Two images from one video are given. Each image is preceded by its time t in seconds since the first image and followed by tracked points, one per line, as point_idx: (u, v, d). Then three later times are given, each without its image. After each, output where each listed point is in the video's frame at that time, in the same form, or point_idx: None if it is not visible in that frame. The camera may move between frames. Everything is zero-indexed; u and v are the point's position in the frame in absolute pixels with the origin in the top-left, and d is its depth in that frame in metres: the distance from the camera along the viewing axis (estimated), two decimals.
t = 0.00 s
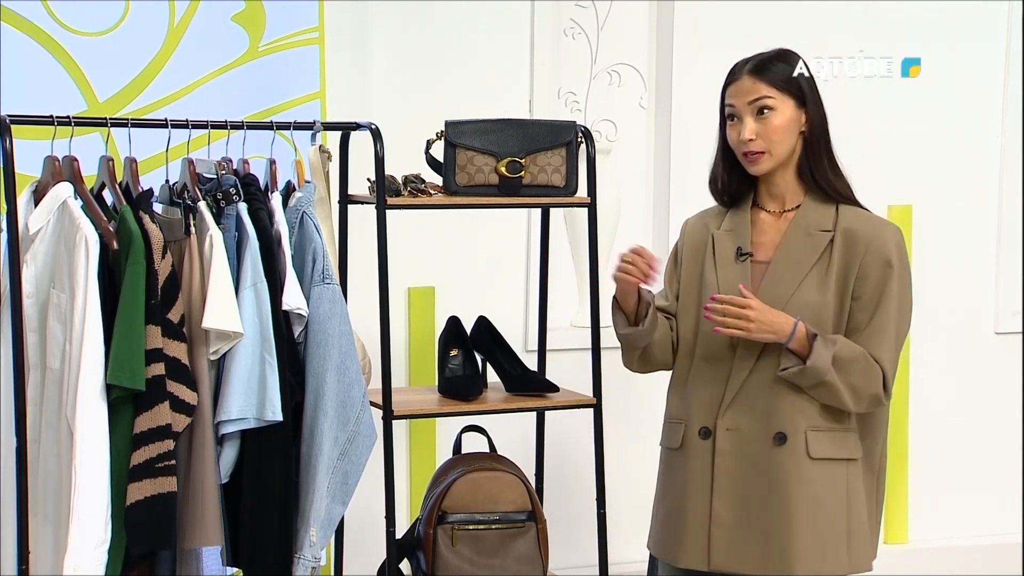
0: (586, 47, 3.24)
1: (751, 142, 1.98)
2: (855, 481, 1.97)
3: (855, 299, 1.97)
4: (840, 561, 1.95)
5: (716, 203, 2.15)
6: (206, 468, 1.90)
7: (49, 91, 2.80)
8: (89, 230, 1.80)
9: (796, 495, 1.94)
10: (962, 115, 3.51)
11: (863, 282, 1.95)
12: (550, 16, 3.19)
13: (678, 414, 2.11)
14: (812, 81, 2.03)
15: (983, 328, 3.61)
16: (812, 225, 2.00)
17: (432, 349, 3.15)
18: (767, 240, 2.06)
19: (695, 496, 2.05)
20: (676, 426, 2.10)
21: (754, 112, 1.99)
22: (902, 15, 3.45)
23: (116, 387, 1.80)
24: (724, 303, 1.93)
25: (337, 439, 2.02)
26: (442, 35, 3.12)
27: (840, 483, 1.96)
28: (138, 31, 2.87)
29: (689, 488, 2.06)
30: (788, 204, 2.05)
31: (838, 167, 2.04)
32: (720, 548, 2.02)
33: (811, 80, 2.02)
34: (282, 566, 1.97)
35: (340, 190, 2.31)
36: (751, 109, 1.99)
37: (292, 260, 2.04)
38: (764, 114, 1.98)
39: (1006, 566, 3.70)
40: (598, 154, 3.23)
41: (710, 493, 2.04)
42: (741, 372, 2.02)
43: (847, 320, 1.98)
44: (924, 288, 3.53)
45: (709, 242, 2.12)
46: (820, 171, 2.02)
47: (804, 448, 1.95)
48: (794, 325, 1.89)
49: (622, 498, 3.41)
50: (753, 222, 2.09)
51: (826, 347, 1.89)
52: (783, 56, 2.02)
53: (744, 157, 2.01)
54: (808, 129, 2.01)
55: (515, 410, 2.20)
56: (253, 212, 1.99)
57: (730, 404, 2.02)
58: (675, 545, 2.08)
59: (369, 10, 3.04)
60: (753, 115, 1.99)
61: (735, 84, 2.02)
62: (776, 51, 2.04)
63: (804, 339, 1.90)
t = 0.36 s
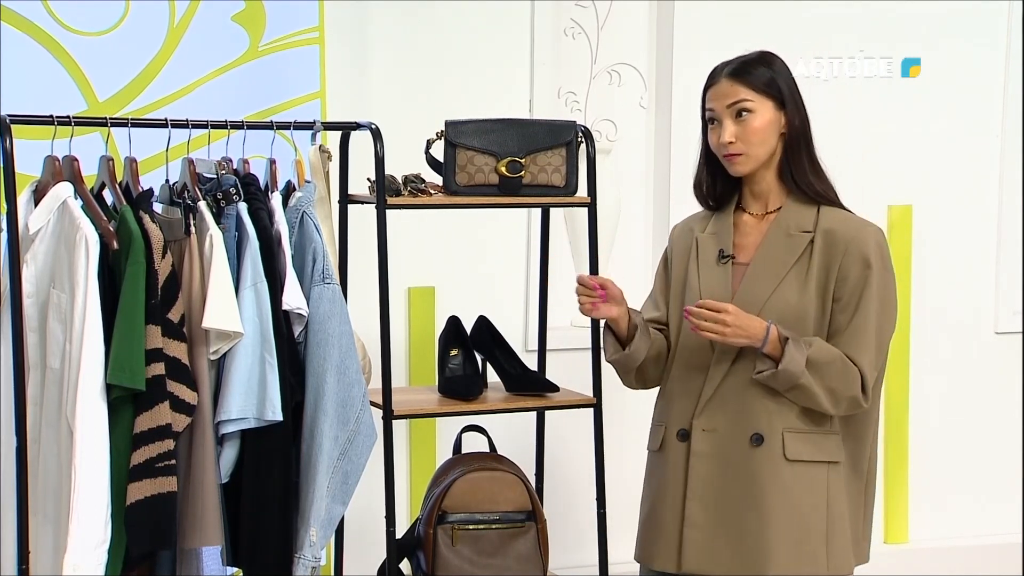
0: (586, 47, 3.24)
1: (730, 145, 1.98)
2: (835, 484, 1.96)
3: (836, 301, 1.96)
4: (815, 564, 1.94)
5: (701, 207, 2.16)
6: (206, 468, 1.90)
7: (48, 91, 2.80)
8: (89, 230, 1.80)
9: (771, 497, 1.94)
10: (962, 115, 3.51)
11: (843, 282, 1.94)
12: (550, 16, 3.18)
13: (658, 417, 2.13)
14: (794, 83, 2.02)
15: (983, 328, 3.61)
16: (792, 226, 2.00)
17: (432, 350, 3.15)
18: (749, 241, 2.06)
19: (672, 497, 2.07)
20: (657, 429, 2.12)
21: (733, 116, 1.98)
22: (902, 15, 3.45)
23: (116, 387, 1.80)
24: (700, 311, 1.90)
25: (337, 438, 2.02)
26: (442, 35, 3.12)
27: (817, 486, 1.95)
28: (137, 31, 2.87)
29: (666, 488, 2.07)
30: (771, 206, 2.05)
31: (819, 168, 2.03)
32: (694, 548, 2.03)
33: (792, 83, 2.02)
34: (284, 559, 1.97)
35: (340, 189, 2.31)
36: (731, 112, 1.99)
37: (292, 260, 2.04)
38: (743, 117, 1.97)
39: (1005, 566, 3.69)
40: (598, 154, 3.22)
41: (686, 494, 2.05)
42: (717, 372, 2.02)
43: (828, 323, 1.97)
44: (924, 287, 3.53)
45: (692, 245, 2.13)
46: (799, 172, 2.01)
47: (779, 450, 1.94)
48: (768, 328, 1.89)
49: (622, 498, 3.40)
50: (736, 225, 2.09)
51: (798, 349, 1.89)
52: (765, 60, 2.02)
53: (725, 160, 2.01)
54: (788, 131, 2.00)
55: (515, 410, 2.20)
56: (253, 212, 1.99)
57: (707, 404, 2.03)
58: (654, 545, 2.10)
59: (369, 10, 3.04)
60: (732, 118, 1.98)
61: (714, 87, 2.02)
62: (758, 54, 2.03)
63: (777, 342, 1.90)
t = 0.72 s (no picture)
0: (586, 47, 3.23)
1: (718, 142, 1.99)
2: (822, 484, 1.97)
3: (826, 300, 1.96)
4: (801, 563, 1.96)
5: (690, 204, 2.16)
6: (206, 468, 1.90)
7: (49, 91, 2.80)
8: (89, 231, 1.80)
9: (760, 496, 1.94)
10: (962, 115, 3.51)
11: (836, 281, 1.94)
12: (550, 16, 3.18)
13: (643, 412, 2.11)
14: (785, 82, 2.02)
15: (983, 327, 3.61)
16: (785, 225, 2.00)
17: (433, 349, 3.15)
18: (741, 240, 2.06)
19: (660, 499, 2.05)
20: (646, 425, 2.09)
21: (720, 114, 1.99)
22: (902, 15, 3.45)
23: (116, 387, 1.80)
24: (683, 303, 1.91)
25: (337, 438, 2.02)
26: (442, 35, 3.12)
27: (805, 485, 1.96)
28: (137, 31, 2.87)
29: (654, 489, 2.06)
30: (762, 204, 2.06)
31: (813, 167, 2.04)
32: (682, 548, 2.02)
33: (783, 81, 2.02)
34: (277, 567, 1.97)
35: (340, 189, 2.31)
36: (718, 110, 1.99)
37: (292, 260, 2.04)
38: (730, 115, 1.98)
39: (1005, 565, 3.70)
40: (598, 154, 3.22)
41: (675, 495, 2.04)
42: (708, 370, 2.02)
43: (818, 322, 1.97)
44: (923, 287, 3.53)
45: (682, 242, 2.12)
46: (794, 170, 2.01)
47: (768, 449, 1.95)
48: (750, 319, 1.90)
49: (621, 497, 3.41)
50: (728, 223, 2.09)
51: (782, 342, 1.89)
52: (756, 58, 2.01)
53: (714, 156, 2.01)
54: (777, 128, 2.00)
55: (515, 410, 2.20)
56: (253, 212, 1.99)
57: (698, 403, 2.02)
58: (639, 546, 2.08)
59: (370, 10, 3.05)
60: (719, 117, 1.99)
61: (703, 85, 2.02)
62: (751, 53, 2.03)
63: (760, 333, 1.90)
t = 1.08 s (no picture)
0: (586, 47, 3.23)
1: (715, 136, 1.98)
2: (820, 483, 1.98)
3: (825, 298, 1.96)
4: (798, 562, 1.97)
5: (683, 197, 2.16)
6: (206, 468, 1.90)
7: (49, 91, 2.80)
8: (89, 230, 1.80)
9: (759, 496, 1.94)
10: (962, 115, 3.51)
11: (834, 279, 1.95)
12: (550, 16, 3.18)
13: (635, 406, 2.09)
14: (786, 81, 2.02)
15: (983, 328, 3.60)
16: (779, 224, 2.00)
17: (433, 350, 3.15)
18: (735, 239, 2.06)
19: (656, 498, 2.05)
20: (634, 419, 2.09)
21: (721, 107, 1.98)
22: (902, 15, 3.45)
23: (116, 386, 1.80)
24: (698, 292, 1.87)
25: (337, 438, 2.01)
26: (442, 35, 3.12)
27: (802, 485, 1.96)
28: (137, 31, 2.87)
29: (650, 487, 2.06)
30: (755, 202, 2.06)
31: (806, 171, 2.04)
32: (679, 549, 2.02)
33: (784, 79, 2.02)
34: (274, 566, 1.97)
35: (340, 190, 2.31)
36: (720, 103, 1.99)
37: (292, 260, 2.04)
38: (732, 109, 1.97)
39: (1005, 565, 3.69)
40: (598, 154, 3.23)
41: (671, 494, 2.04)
42: (705, 371, 2.01)
43: (816, 318, 1.97)
44: (923, 287, 3.53)
45: (673, 239, 2.12)
46: (787, 172, 2.02)
47: (767, 450, 1.95)
48: (763, 311, 1.87)
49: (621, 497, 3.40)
50: (721, 221, 2.09)
51: (794, 337, 1.87)
52: (759, 54, 2.02)
53: (708, 150, 2.01)
54: (776, 128, 2.00)
55: (515, 410, 2.20)
56: (253, 212, 1.99)
57: (695, 403, 2.02)
58: (634, 544, 2.08)
59: (370, 11, 3.05)
60: (720, 110, 1.98)
61: (706, 77, 2.02)
62: (754, 49, 2.03)
63: (771, 326, 1.88)
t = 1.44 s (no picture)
0: (586, 47, 3.23)
1: (732, 148, 1.97)
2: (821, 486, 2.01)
3: (830, 310, 1.98)
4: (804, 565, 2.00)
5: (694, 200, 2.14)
6: (206, 468, 1.90)
7: (49, 91, 2.80)
8: (89, 230, 1.80)
9: (766, 501, 1.96)
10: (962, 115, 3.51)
11: (841, 293, 1.96)
12: (551, 16, 3.18)
13: (642, 416, 2.09)
14: (800, 87, 2.02)
15: (983, 328, 3.60)
16: (791, 234, 2.00)
17: (433, 349, 3.15)
18: (744, 244, 2.06)
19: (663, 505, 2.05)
20: (643, 429, 2.08)
21: (738, 119, 1.98)
22: (902, 15, 3.45)
23: (116, 387, 1.80)
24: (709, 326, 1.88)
25: (337, 439, 2.01)
26: (442, 35, 3.12)
27: (807, 490, 1.99)
28: (136, 32, 2.87)
29: (657, 495, 2.05)
30: (767, 210, 2.05)
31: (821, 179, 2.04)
32: (685, 555, 2.02)
33: (798, 86, 2.01)
34: (275, 567, 1.97)
35: (340, 189, 2.31)
36: (736, 115, 1.98)
37: (292, 260, 2.04)
38: (748, 122, 1.97)
39: (1004, 565, 3.70)
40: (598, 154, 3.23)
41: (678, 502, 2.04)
42: (711, 381, 2.01)
43: (820, 330, 1.99)
44: (923, 287, 3.53)
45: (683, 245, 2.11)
46: (804, 181, 2.01)
47: (777, 457, 1.97)
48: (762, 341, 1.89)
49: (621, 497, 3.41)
50: (731, 227, 2.08)
51: (790, 359, 1.90)
52: (771, 60, 2.00)
53: (724, 162, 2.00)
54: (792, 138, 2.00)
55: (515, 410, 2.20)
56: (253, 212, 1.99)
57: (701, 410, 2.02)
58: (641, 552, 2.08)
59: (369, 11, 3.05)
60: (736, 122, 1.98)
61: (721, 87, 2.01)
62: (765, 53, 2.02)
63: (767, 352, 1.91)
